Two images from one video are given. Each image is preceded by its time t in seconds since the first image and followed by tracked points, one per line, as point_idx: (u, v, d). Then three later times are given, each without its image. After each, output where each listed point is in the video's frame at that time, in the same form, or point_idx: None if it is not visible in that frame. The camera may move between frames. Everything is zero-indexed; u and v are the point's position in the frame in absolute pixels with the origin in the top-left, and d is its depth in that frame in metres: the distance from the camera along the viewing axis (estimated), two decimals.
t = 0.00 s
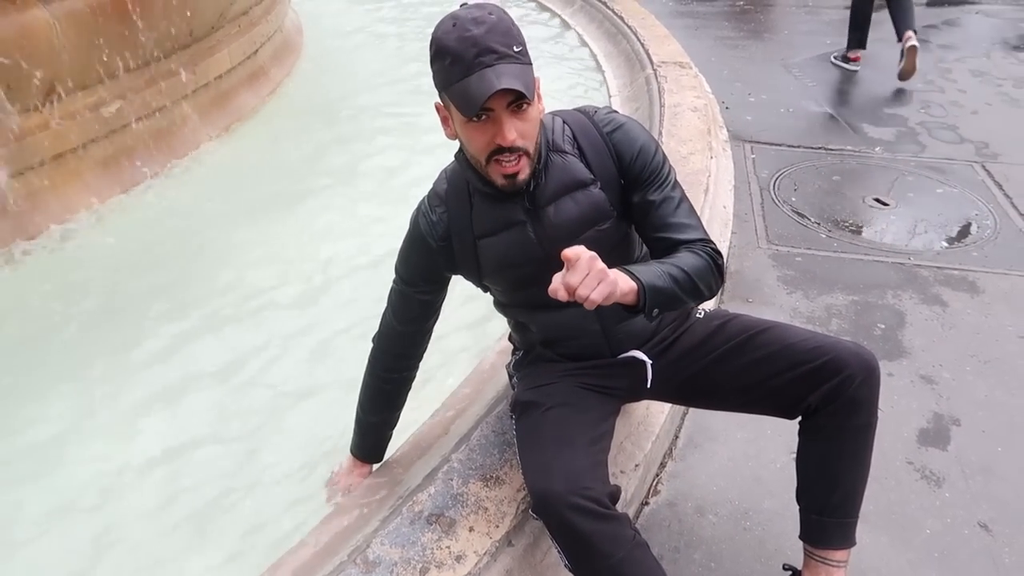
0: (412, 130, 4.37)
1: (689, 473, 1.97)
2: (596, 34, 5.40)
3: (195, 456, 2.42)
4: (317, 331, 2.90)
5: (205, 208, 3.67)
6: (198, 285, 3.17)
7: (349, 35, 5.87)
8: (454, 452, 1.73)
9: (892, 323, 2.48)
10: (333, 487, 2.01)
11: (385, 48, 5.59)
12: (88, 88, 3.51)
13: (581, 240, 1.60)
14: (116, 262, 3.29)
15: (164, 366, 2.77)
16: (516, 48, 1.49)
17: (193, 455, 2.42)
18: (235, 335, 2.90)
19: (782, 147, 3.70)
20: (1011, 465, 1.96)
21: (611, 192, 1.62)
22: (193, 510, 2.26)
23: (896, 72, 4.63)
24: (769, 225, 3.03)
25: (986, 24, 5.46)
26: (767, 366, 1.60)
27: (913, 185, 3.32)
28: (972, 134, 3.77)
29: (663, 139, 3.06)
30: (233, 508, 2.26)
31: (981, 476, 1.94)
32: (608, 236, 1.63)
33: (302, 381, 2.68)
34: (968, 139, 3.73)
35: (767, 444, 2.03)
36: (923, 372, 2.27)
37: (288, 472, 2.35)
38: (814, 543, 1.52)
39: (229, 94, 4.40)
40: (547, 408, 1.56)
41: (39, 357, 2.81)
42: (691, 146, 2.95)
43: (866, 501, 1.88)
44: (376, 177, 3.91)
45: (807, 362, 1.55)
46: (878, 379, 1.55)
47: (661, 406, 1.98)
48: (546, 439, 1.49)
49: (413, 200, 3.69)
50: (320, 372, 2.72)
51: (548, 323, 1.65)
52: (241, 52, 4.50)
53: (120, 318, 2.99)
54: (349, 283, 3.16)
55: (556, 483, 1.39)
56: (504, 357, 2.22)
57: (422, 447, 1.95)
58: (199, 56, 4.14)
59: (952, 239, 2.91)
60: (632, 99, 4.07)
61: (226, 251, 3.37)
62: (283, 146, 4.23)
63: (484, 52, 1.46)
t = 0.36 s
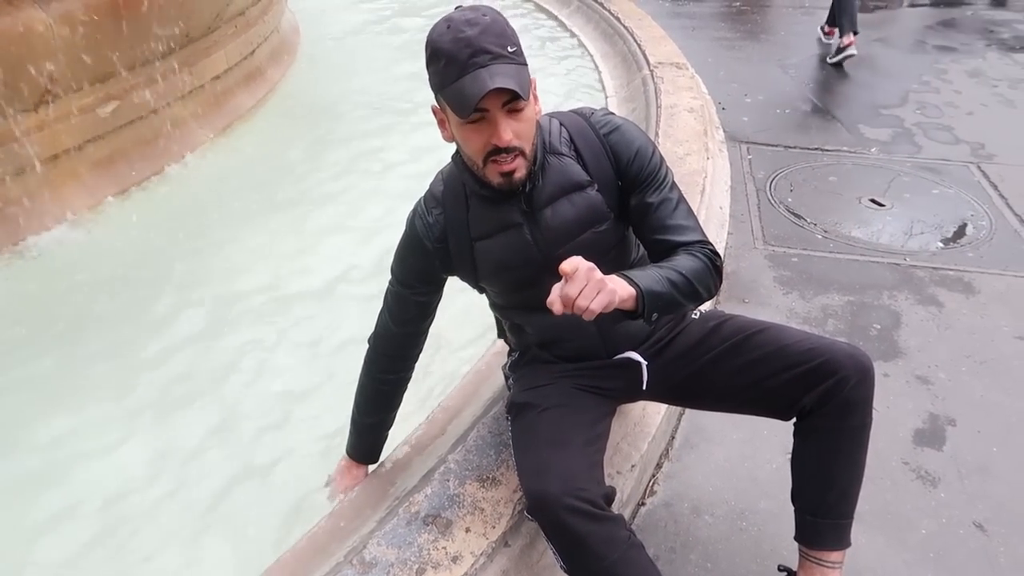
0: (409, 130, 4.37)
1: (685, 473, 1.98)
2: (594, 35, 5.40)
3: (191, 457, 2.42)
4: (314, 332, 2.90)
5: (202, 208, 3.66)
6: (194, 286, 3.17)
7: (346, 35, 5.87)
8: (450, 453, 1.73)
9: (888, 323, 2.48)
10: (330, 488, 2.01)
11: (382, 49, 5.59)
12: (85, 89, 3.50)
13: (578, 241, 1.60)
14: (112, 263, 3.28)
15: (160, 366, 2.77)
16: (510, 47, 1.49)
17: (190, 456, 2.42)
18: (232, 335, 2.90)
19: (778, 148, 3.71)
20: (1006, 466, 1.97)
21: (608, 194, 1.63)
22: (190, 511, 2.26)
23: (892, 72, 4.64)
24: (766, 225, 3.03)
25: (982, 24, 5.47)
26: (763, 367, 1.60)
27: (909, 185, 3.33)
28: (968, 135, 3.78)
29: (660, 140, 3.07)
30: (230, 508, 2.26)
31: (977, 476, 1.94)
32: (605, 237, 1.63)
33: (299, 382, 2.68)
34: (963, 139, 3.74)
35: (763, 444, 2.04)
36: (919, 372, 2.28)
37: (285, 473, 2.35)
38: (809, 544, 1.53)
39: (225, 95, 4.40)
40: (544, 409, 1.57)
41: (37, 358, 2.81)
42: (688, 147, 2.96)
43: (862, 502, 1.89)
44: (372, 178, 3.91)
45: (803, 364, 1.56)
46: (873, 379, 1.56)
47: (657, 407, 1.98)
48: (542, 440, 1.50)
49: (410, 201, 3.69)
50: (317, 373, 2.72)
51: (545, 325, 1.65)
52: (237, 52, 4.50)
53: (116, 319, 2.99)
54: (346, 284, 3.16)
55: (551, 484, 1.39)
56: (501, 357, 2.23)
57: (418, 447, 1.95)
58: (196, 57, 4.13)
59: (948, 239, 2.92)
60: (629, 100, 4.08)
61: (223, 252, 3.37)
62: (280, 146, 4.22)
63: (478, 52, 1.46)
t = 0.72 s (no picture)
0: (405, 133, 4.38)
1: (681, 475, 1.98)
2: (590, 38, 5.42)
3: (187, 460, 2.42)
4: (311, 335, 2.91)
5: (198, 211, 3.67)
6: (190, 288, 3.17)
7: (343, 38, 5.88)
8: (447, 456, 1.73)
9: (883, 326, 2.49)
10: (327, 491, 2.02)
11: (379, 52, 5.60)
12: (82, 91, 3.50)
13: (575, 244, 1.60)
14: (109, 265, 3.28)
15: (157, 369, 2.77)
16: (499, 44, 1.51)
17: (186, 459, 2.42)
18: (228, 338, 2.90)
19: (774, 151, 3.72)
20: (1001, 468, 1.98)
21: (606, 196, 1.64)
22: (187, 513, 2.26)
23: (887, 77, 4.66)
24: (761, 229, 3.04)
25: (977, 29, 5.50)
26: (758, 371, 1.61)
27: (903, 189, 3.34)
28: (963, 139, 3.80)
29: (656, 143, 3.08)
30: (227, 511, 2.26)
31: (971, 479, 1.95)
32: (602, 240, 1.63)
33: (297, 385, 2.68)
34: (958, 143, 3.76)
35: (759, 446, 2.04)
36: (914, 375, 2.29)
37: (281, 475, 2.35)
38: (805, 546, 1.53)
39: (222, 98, 4.40)
40: (540, 412, 1.57)
41: (33, 360, 2.81)
42: (684, 151, 2.97)
43: (857, 504, 1.89)
44: (369, 181, 3.92)
45: (798, 367, 1.56)
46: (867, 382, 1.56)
47: (654, 409, 1.99)
48: (538, 443, 1.50)
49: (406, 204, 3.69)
50: (313, 376, 2.72)
51: (542, 328, 1.65)
52: (234, 55, 4.51)
53: (113, 322, 2.98)
54: (343, 287, 3.16)
55: (547, 487, 1.40)
56: (497, 360, 2.23)
57: (415, 451, 1.95)
58: (192, 59, 4.14)
59: (943, 243, 2.93)
60: (625, 103, 4.09)
61: (219, 254, 3.37)
62: (277, 149, 4.23)
63: (470, 48, 1.47)
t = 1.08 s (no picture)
0: (404, 136, 4.38)
1: (680, 478, 1.98)
2: (589, 41, 5.42)
3: (185, 461, 2.42)
4: (310, 337, 2.91)
5: (195, 212, 3.67)
6: (189, 290, 3.16)
7: (342, 40, 5.88)
8: (445, 458, 1.73)
9: (881, 328, 2.50)
10: (325, 493, 2.01)
11: (378, 54, 5.60)
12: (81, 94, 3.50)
13: (576, 247, 1.60)
14: (107, 267, 3.28)
15: (154, 370, 2.77)
16: (466, 43, 1.50)
17: (184, 461, 2.42)
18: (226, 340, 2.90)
19: (772, 153, 3.72)
20: (999, 470, 1.98)
21: (609, 199, 1.63)
22: (185, 515, 2.25)
23: (885, 79, 4.67)
24: (759, 231, 3.04)
25: (974, 31, 5.51)
26: (757, 374, 1.62)
27: (901, 191, 3.35)
28: (960, 141, 3.80)
29: (654, 145, 3.08)
30: (225, 513, 2.26)
31: (969, 481, 1.95)
32: (604, 243, 1.63)
33: (294, 387, 2.68)
34: (955, 145, 3.76)
35: (758, 448, 2.04)
36: (912, 377, 2.29)
37: (279, 478, 2.35)
38: (800, 552, 1.54)
39: (220, 99, 4.40)
40: (539, 414, 1.57)
41: (31, 360, 2.81)
42: (682, 153, 2.97)
43: (855, 507, 1.89)
44: (367, 183, 3.92)
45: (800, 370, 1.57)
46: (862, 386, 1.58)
47: (652, 411, 1.99)
48: (537, 445, 1.50)
49: (405, 206, 3.69)
50: (311, 377, 2.72)
51: (542, 330, 1.65)
52: (232, 57, 4.51)
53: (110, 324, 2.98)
54: (340, 289, 3.16)
55: (547, 488, 1.40)
56: (496, 362, 2.23)
57: (413, 453, 1.95)
58: (191, 61, 4.14)
59: (941, 245, 2.93)
60: (624, 105, 4.09)
61: (217, 256, 3.37)
62: (276, 150, 4.23)
63: (433, 54, 1.47)
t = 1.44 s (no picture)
0: (402, 137, 4.38)
1: (679, 480, 1.98)
2: (588, 42, 5.42)
3: (182, 464, 2.41)
4: (308, 339, 2.90)
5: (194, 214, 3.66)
6: (187, 292, 3.15)
7: (340, 42, 5.88)
8: (444, 460, 1.72)
9: (881, 330, 2.49)
10: (322, 496, 2.00)
11: (377, 55, 5.60)
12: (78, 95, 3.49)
13: (576, 249, 1.60)
14: (105, 269, 3.27)
15: (152, 372, 2.76)
16: (457, 46, 1.48)
17: (181, 463, 2.41)
18: (224, 342, 2.88)
19: (771, 154, 3.72)
20: (1000, 472, 1.97)
21: (609, 202, 1.62)
22: (185, 517, 2.25)
23: (884, 79, 4.67)
24: (759, 232, 3.04)
25: (973, 32, 5.51)
26: (759, 375, 1.61)
27: (901, 192, 3.34)
28: (960, 142, 3.80)
29: (653, 146, 3.07)
30: (222, 516, 2.24)
31: (970, 482, 1.95)
32: (604, 245, 1.62)
33: (293, 389, 2.67)
34: (955, 146, 3.76)
35: (757, 450, 2.04)
36: (913, 378, 2.28)
37: (277, 481, 2.34)
38: (801, 551, 1.52)
39: (219, 100, 4.39)
40: (539, 416, 1.56)
41: (28, 362, 2.79)
42: (681, 154, 2.96)
43: (855, 509, 1.89)
44: (366, 185, 3.91)
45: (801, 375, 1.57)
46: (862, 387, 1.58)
47: (651, 413, 1.98)
48: (537, 446, 1.49)
49: (403, 208, 3.69)
50: (309, 379, 2.71)
51: (541, 331, 1.65)
52: (231, 58, 4.50)
53: (108, 325, 2.97)
54: (339, 290, 3.15)
55: (547, 490, 1.39)
56: (494, 364, 2.23)
57: (412, 455, 1.94)
58: (189, 62, 4.13)
59: (941, 246, 2.93)
60: (622, 106, 4.09)
61: (216, 258, 3.36)
62: (274, 152, 4.22)
63: (426, 61, 1.46)
